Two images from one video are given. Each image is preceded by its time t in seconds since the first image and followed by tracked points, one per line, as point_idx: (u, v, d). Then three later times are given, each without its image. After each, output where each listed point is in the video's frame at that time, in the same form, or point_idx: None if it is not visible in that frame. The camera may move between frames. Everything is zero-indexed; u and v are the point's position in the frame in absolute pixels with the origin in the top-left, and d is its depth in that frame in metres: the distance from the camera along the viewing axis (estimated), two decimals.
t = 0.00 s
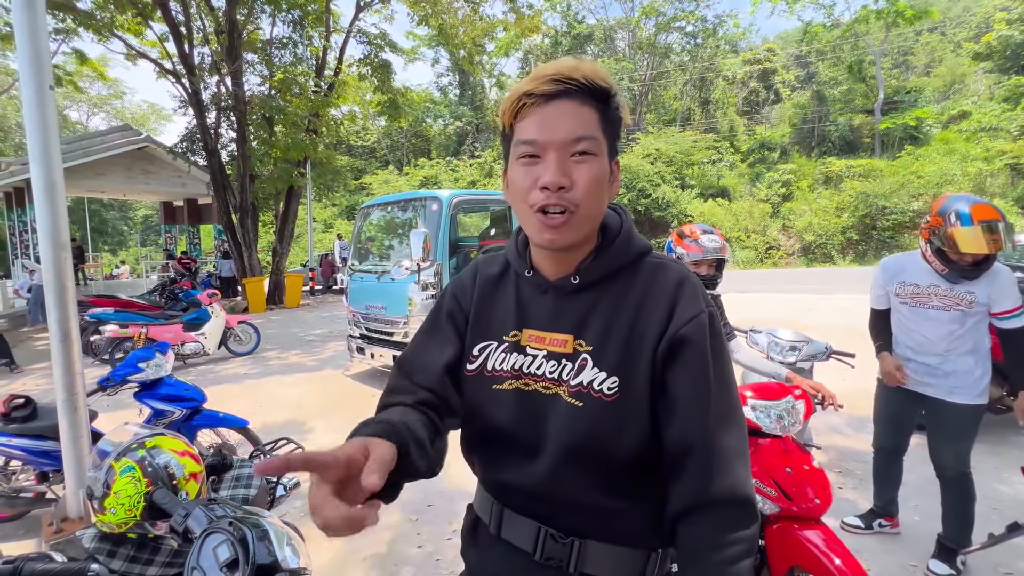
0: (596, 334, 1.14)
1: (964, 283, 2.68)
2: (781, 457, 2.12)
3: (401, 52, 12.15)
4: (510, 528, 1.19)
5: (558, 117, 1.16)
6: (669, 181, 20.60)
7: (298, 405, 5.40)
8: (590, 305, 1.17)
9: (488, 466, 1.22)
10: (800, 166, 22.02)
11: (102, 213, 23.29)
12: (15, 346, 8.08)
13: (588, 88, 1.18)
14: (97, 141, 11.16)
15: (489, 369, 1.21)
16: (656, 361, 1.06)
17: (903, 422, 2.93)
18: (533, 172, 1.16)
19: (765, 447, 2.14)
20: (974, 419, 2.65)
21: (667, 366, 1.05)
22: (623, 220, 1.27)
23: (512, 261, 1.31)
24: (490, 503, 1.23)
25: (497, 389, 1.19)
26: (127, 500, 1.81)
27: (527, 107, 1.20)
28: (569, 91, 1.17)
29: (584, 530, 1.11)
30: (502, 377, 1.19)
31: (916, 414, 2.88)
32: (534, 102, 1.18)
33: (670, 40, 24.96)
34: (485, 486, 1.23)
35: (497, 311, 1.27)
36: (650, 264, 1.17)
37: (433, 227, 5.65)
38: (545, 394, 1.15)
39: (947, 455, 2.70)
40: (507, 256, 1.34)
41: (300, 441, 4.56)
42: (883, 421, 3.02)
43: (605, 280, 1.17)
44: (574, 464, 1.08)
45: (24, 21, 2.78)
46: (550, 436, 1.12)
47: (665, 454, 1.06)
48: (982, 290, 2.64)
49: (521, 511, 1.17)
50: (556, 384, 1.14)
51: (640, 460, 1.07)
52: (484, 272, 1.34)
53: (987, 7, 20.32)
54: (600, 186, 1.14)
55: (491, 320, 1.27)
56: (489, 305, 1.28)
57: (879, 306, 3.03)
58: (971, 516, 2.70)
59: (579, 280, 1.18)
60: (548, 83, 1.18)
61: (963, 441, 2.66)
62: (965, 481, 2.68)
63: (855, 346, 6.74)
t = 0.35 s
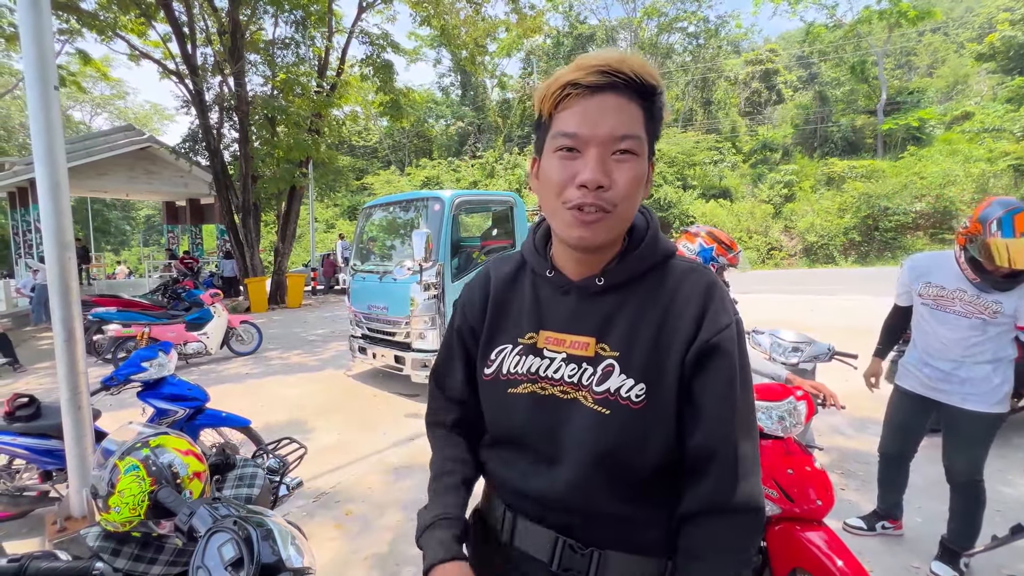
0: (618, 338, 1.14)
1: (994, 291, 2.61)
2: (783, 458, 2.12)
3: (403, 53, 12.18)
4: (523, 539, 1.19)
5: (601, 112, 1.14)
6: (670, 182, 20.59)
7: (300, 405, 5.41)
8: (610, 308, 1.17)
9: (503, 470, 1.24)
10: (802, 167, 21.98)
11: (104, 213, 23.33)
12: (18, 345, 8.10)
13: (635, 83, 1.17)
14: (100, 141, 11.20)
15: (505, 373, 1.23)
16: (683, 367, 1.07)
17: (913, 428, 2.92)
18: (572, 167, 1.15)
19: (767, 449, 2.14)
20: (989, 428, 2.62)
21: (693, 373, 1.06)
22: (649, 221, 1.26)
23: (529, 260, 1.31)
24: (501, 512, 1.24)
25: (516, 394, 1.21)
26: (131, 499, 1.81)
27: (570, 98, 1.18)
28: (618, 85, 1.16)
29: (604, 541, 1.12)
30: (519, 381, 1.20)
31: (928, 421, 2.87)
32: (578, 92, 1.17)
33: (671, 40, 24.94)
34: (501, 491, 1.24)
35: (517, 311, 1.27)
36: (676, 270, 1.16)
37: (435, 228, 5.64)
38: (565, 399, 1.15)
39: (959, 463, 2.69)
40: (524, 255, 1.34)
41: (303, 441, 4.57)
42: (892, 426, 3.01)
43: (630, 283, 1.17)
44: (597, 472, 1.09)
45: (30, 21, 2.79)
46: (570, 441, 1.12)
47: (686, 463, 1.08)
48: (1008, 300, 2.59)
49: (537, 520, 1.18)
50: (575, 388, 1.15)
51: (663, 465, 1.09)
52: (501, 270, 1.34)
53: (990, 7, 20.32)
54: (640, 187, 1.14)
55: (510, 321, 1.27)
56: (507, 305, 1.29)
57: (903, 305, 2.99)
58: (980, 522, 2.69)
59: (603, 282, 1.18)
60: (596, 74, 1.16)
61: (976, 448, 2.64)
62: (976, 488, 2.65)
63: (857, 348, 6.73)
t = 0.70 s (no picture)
0: (616, 351, 1.12)
1: (1005, 292, 2.59)
2: (782, 459, 2.11)
3: (404, 53, 12.18)
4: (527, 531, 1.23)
5: (591, 111, 1.14)
6: (671, 182, 20.57)
7: (301, 405, 5.41)
8: (608, 318, 1.15)
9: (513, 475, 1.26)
10: (804, 167, 21.94)
11: (106, 212, 23.36)
12: (19, 344, 8.11)
13: (622, 84, 1.18)
14: (101, 141, 11.19)
15: (507, 385, 1.23)
16: (682, 378, 1.06)
17: (917, 430, 2.92)
18: (561, 162, 1.15)
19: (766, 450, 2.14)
20: (996, 432, 2.59)
21: (693, 384, 1.06)
22: (648, 222, 1.23)
23: (527, 271, 1.30)
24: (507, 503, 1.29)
25: (519, 407, 1.21)
26: (131, 498, 1.81)
27: (558, 101, 1.18)
28: (606, 85, 1.17)
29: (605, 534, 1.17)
30: (522, 394, 1.21)
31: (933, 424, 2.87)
32: (568, 92, 1.17)
33: (673, 40, 24.97)
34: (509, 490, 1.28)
35: (515, 323, 1.27)
36: (676, 275, 1.13)
37: (435, 227, 5.63)
38: (567, 411, 1.16)
39: (963, 465, 2.68)
40: (521, 266, 1.33)
41: (303, 441, 4.58)
42: (897, 429, 3.01)
43: (627, 290, 1.14)
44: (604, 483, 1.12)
45: (30, 21, 2.80)
46: (575, 453, 1.15)
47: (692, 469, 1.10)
48: (1018, 301, 2.56)
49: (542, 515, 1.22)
50: (577, 401, 1.15)
51: (666, 470, 1.12)
52: (498, 283, 1.33)
53: (993, 8, 20.33)
54: (635, 181, 1.13)
55: (511, 334, 1.27)
56: (508, 320, 1.28)
57: (915, 306, 2.99)
58: (983, 524, 2.68)
59: (598, 295, 1.16)
60: (584, 75, 1.17)
61: (981, 451, 2.63)
62: (981, 491, 2.64)
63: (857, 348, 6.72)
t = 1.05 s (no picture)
0: (610, 334, 1.12)
1: (1003, 291, 2.57)
2: (785, 459, 2.11)
3: (405, 52, 12.16)
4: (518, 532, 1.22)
5: (588, 103, 1.14)
6: (672, 182, 20.54)
7: (302, 403, 5.42)
8: (603, 303, 1.15)
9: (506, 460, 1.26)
10: (805, 167, 21.92)
11: (107, 211, 23.38)
12: (21, 342, 8.13)
13: (622, 77, 1.17)
14: (101, 139, 11.19)
15: (504, 367, 1.23)
16: (673, 365, 1.06)
17: (921, 432, 2.91)
18: (557, 157, 1.16)
19: (768, 449, 2.14)
20: (997, 434, 2.59)
21: (684, 371, 1.06)
22: (645, 215, 1.22)
23: (528, 257, 1.29)
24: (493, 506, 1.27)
25: (514, 387, 1.22)
26: (131, 496, 1.82)
27: (556, 92, 1.17)
28: (603, 78, 1.16)
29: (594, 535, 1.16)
30: (518, 376, 1.21)
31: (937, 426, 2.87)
32: (567, 83, 1.17)
33: (674, 40, 24.96)
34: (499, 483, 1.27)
35: (514, 306, 1.27)
36: (672, 263, 1.13)
37: (436, 226, 5.63)
38: (560, 393, 1.16)
39: (968, 467, 2.68)
40: (521, 252, 1.33)
41: (304, 439, 4.58)
42: (900, 429, 3.01)
43: (623, 278, 1.14)
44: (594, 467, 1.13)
45: (31, 20, 2.80)
46: (565, 437, 1.16)
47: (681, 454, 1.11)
48: (1018, 302, 2.53)
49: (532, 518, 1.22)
50: (570, 383, 1.15)
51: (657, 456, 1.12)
52: (499, 268, 1.33)
53: (995, 7, 20.30)
54: (631, 170, 1.13)
55: (508, 317, 1.27)
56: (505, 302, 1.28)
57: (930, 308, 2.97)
58: (988, 527, 2.68)
59: (594, 280, 1.16)
60: (580, 68, 1.16)
61: (984, 453, 2.62)
62: (985, 492, 2.64)
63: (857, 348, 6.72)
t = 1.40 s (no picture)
0: (581, 330, 1.13)
1: (999, 291, 2.60)
2: (785, 459, 2.12)
3: (406, 51, 12.14)
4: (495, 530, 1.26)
5: (564, 102, 1.15)
6: (673, 182, 20.48)
7: (303, 402, 5.43)
8: (581, 299, 1.16)
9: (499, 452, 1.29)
10: (807, 168, 21.88)
11: (109, 209, 23.42)
12: (23, 339, 8.16)
13: (601, 76, 1.17)
14: (104, 137, 11.22)
15: (498, 352, 1.30)
16: (640, 368, 1.03)
17: (925, 433, 2.90)
18: (537, 155, 1.16)
19: (769, 449, 2.14)
20: (999, 436, 2.58)
21: (651, 375, 1.01)
22: (646, 213, 1.21)
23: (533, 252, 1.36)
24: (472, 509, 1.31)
25: (503, 372, 1.27)
26: (133, 494, 1.82)
27: (538, 92, 1.20)
28: (580, 78, 1.16)
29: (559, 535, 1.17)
30: (506, 361, 1.27)
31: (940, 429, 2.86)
32: (544, 85, 1.19)
33: (676, 40, 24.93)
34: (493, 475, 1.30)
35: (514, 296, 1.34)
36: (651, 263, 1.10)
37: (438, 225, 5.63)
38: (536, 382, 1.18)
39: (970, 470, 2.67)
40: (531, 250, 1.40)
41: (305, 437, 4.59)
42: (903, 431, 3.00)
43: (602, 272, 1.15)
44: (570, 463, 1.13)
45: (34, 17, 2.79)
46: (536, 427, 1.16)
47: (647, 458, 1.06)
48: (1015, 302, 2.55)
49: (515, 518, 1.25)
50: (543, 374, 1.17)
51: (630, 457, 1.08)
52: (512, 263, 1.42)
53: (999, 8, 20.26)
54: (606, 170, 1.12)
55: (509, 309, 1.34)
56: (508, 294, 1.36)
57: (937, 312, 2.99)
58: (990, 529, 2.68)
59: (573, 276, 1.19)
60: (559, 69, 1.17)
61: (986, 455, 2.62)
62: (988, 495, 2.63)
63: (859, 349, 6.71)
